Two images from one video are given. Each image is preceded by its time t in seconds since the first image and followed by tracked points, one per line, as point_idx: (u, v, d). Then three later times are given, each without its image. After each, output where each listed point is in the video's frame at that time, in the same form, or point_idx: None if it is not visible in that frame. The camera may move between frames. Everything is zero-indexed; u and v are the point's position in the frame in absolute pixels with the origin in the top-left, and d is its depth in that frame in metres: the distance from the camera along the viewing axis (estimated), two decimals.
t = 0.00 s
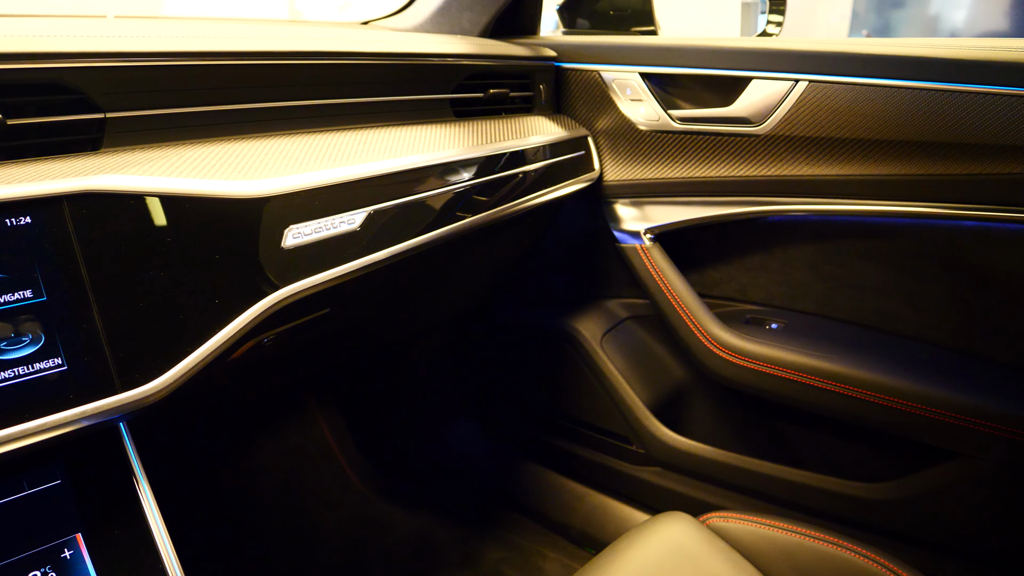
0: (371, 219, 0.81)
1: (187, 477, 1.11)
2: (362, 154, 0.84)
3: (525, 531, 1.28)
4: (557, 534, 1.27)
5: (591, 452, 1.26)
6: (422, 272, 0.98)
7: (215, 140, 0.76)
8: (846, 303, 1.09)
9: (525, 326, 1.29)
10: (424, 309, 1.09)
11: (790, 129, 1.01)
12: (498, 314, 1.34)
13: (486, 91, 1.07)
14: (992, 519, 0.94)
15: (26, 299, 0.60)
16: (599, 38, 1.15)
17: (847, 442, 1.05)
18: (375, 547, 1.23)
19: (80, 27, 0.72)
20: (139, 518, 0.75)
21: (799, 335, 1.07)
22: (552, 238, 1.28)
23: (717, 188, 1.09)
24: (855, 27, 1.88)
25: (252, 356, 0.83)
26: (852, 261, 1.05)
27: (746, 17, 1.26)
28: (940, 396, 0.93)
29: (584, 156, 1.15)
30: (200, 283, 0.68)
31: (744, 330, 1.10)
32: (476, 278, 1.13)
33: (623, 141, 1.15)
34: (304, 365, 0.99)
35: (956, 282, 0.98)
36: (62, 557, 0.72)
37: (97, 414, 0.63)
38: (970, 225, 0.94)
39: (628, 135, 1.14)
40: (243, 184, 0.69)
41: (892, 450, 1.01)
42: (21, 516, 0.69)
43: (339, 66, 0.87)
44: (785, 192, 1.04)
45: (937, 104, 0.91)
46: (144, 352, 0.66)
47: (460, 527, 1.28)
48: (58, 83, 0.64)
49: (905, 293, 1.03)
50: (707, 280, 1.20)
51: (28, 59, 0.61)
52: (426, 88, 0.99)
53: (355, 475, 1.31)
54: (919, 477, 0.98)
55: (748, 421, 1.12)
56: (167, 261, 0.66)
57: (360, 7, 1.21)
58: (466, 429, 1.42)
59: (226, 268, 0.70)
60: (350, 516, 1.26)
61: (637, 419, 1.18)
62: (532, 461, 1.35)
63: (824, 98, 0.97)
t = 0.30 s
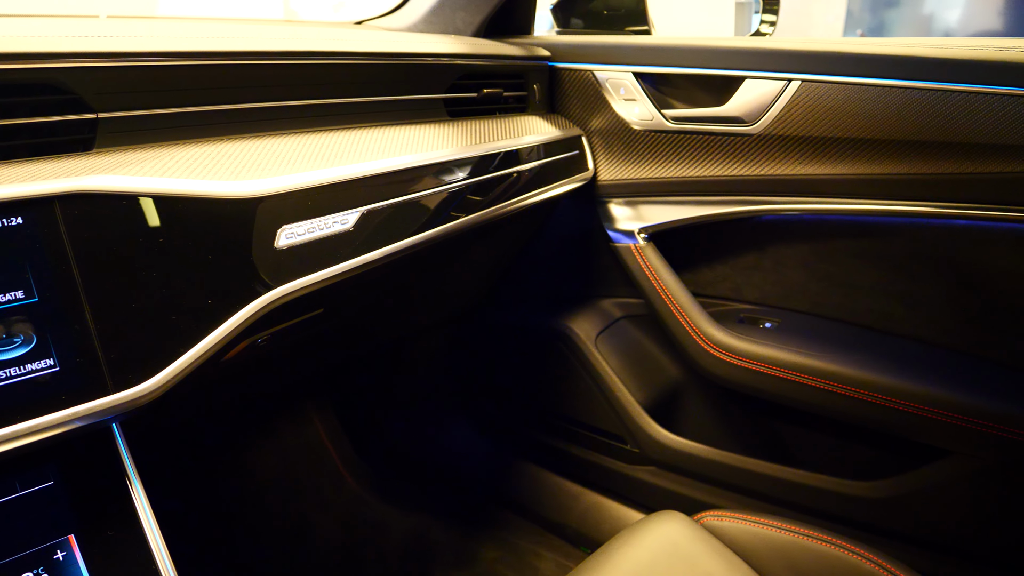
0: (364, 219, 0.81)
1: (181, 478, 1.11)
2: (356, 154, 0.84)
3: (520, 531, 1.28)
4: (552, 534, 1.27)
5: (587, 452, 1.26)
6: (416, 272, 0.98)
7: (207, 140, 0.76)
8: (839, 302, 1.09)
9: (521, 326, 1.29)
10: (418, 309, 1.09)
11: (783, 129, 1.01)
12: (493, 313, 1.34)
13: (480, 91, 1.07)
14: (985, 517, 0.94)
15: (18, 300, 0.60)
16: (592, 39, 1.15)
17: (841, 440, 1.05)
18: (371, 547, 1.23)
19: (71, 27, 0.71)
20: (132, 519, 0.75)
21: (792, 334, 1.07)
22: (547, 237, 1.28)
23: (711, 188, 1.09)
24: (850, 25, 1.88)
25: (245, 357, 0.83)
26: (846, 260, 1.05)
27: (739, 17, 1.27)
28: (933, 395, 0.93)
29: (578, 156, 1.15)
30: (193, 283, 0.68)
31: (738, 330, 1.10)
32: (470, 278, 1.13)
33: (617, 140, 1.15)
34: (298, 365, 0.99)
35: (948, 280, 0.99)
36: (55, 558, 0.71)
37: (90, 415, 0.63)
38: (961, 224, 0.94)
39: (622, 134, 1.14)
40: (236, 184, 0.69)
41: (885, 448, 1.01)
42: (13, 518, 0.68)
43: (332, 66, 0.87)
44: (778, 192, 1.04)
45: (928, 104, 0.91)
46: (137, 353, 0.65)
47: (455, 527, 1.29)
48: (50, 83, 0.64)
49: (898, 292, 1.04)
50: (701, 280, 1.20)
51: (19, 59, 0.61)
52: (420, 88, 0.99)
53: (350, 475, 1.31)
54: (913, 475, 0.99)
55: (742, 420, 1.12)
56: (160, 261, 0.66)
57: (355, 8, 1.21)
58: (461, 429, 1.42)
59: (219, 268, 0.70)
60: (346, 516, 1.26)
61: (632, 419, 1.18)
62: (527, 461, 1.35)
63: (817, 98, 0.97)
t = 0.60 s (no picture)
0: (358, 219, 0.81)
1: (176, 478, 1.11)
2: (350, 154, 0.84)
3: (516, 530, 1.28)
4: (548, 534, 1.27)
5: (582, 451, 1.26)
6: (410, 272, 0.98)
7: (200, 140, 0.76)
8: (833, 301, 1.09)
9: (516, 326, 1.29)
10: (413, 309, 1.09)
11: (777, 128, 1.01)
12: (488, 313, 1.34)
13: (474, 91, 1.07)
14: (978, 515, 0.95)
15: (10, 301, 0.60)
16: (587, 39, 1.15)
17: (836, 439, 1.05)
18: (366, 547, 1.23)
19: (64, 27, 0.71)
20: (125, 520, 0.75)
21: (787, 333, 1.08)
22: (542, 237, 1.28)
23: (705, 187, 1.09)
24: (845, 25, 1.89)
25: (239, 357, 0.82)
26: (839, 259, 1.06)
27: (733, 17, 1.26)
28: (927, 393, 0.93)
29: (573, 156, 1.15)
30: (185, 284, 0.68)
31: (733, 329, 1.10)
32: (464, 277, 1.14)
33: (611, 140, 1.15)
34: (292, 365, 0.99)
35: (941, 278, 0.99)
36: (48, 560, 0.71)
37: (83, 416, 0.63)
38: (955, 223, 0.95)
39: (616, 134, 1.14)
40: (230, 185, 0.69)
41: (879, 446, 1.02)
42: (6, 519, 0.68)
43: (325, 66, 0.87)
44: (772, 191, 1.05)
45: (921, 103, 0.91)
46: (130, 354, 0.65)
47: (451, 527, 1.29)
48: (42, 84, 0.64)
49: (891, 291, 1.04)
50: (695, 279, 1.20)
51: (12, 60, 0.61)
52: (413, 87, 0.98)
53: (345, 475, 1.31)
54: (907, 473, 0.99)
55: (737, 419, 1.12)
56: (153, 262, 0.66)
57: (349, 8, 1.21)
58: (456, 429, 1.42)
59: (212, 269, 0.70)
60: (342, 516, 1.26)
61: (627, 418, 1.18)
62: (523, 461, 1.35)
63: (810, 97, 0.97)
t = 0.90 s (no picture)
0: (353, 220, 0.81)
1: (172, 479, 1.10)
2: (344, 154, 0.84)
3: (512, 530, 1.28)
4: (544, 533, 1.27)
5: (578, 451, 1.26)
6: (404, 272, 0.98)
7: (194, 141, 0.76)
8: (827, 300, 1.09)
9: (512, 326, 1.29)
10: (408, 309, 1.09)
11: (771, 128, 1.01)
12: (483, 313, 1.34)
13: (468, 91, 1.07)
14: (972, 512, 0.95)
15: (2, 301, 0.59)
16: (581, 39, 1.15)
17: (830, 438, 1.06)
18: (362, 548, 1.23)
19: (58, 27, 0.71)
20: (120, 521, 0.75)
21: (782, 332, 1.08)
22: (537, 237, 1.28)
23: (700, 187, 1.09)
24: (840, 24, 1.89)
25: (233, 358, 0.82)
26: (833, 258, 1.06)
27: (728, 16, 1.27)
28: (922, 393, 0.94)
29: (567, 156, 1.15)
30: (179, 285, 0.68)
31: (727, 329, 1.11)
32: (459, 277, 1.14)
33: (606, 140, 1.15)
34: (287, 366, 0.99)
35: (934, 277, 0.99)
36: (41, 561, 0.71)
37: (77, 417, 0.63)
38: (949, 223, 0.95)
39: (610, 134, 1.14)
40: (224, 185, 0.69)
41: (874, 445, 1.02)
42: None
43: (319, 66, 0.87)
44: (767, 191, 1.05)
45: (914, 103, 0.91)
46: (124, 354, 0.65)
47: (447, 526, 1.29)
48: (35, 84, 0.64)
49: (885, 290, 1.04)
50: (690, 279, 1.20)
51: (5, 60, 0.61)
52: (408, 88, 0.98)
53: (341, 476, 1.31)
54: (901, 472, 0.99)
55: (732, 418, 1.13)
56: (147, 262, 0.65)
57: (342, 8, 1.21)
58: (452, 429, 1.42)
59: (206, 269, 0.70)
60: (338, 517, 1.26)
61: (622, 418, 1.18)
62: (519, 461, 1.35)
63: (804, 97, 0.98)
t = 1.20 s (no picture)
0: (347, 220, 0.81)
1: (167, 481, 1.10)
2: (338, 154, 0.83)
3: (507, 530, 1.28)
4: (540, 533, 1.27)
5: (573, 451, 1.27)
6: (399, 272, 0.98)
7: (187, 141, 0.76)
8: (821, 300, 1.10)
9: (507, 326, 1.29)
10: (403, 309, 1.09)
11: (765, 128, 1.02)
12: (478, 313, 1.34)
13: (463, 91, 1.07)
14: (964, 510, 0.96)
15: None
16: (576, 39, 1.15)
17: (824, 436, 1.06)
18: (358, 548, 1.23)
19: (51, 27, 0.71)
20: (114, 522, 0.75)
21: (776, 332, 1.08)
22: (532, 237, 1.28)
23: (694, 187, 1.09)
24: (835, 24, 1.90)
25: (227, 359, 0.82)
26: (827, 257, 1.06)
27: (723, 16, 1.27)
28: (916, 392, 0.94)
29: (562, 156, 1.15)
30: (173, 285, 0.68)
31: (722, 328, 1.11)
32: (454, 277, 1.14)
33: (601, 140, 1.15)
34: (281, 366, 0.99)
35: (927, 277, 1.00)
36: (35, 562, 0.71)
37: (71, 417, 0.62)
38: (942, 222, 0.95)
39: (605, 134, 1.14)
40: (218, 186, 0.69)
41: (868, 443, 1.02)
42: None
43: (314, 67, 0.86)
44: (761, 190, 1.05)
45: (908, 102, 0.92)
46: (118, 355, 0.65)
47: (442, 526, 1.29)
48: (27, 84, 0.63)
49: (879, 289, 1.05)
50: (685, 278, 1.20)
51: None
52: (402, 88, 0.98)
53: (336, 476, 1.31)
54: (895, 471, 1.00)
55: (727, 418, 1.13)
56: (140, 263, 0.65)
57: (337, 8, 1.21)
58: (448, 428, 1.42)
59: (200, 270, 0.70)
60: (334, 517, 1.26)
61: (618, 418, 1.19)
62: (514, 461, 1.35)
63: (798, 97, 0.98)
